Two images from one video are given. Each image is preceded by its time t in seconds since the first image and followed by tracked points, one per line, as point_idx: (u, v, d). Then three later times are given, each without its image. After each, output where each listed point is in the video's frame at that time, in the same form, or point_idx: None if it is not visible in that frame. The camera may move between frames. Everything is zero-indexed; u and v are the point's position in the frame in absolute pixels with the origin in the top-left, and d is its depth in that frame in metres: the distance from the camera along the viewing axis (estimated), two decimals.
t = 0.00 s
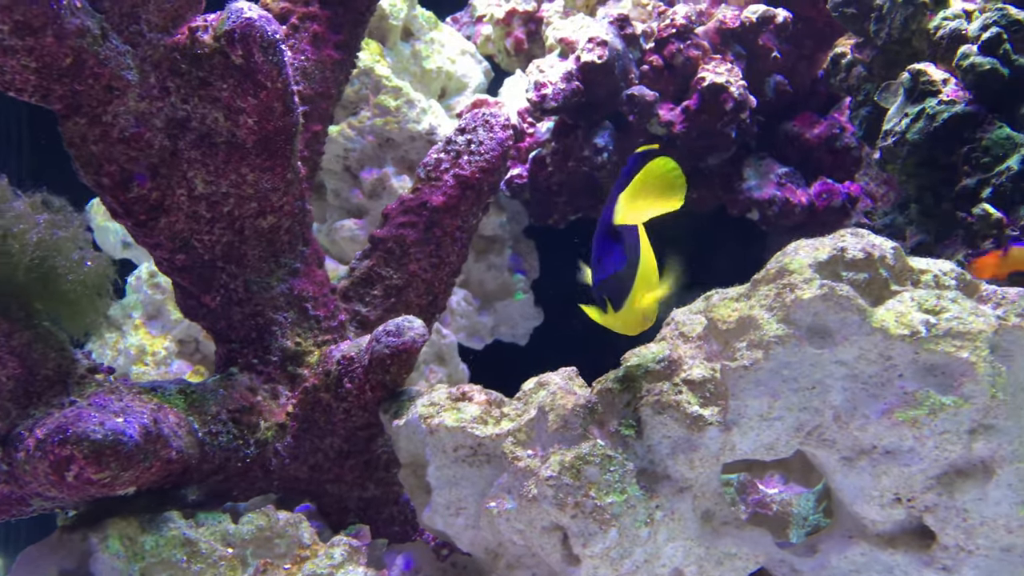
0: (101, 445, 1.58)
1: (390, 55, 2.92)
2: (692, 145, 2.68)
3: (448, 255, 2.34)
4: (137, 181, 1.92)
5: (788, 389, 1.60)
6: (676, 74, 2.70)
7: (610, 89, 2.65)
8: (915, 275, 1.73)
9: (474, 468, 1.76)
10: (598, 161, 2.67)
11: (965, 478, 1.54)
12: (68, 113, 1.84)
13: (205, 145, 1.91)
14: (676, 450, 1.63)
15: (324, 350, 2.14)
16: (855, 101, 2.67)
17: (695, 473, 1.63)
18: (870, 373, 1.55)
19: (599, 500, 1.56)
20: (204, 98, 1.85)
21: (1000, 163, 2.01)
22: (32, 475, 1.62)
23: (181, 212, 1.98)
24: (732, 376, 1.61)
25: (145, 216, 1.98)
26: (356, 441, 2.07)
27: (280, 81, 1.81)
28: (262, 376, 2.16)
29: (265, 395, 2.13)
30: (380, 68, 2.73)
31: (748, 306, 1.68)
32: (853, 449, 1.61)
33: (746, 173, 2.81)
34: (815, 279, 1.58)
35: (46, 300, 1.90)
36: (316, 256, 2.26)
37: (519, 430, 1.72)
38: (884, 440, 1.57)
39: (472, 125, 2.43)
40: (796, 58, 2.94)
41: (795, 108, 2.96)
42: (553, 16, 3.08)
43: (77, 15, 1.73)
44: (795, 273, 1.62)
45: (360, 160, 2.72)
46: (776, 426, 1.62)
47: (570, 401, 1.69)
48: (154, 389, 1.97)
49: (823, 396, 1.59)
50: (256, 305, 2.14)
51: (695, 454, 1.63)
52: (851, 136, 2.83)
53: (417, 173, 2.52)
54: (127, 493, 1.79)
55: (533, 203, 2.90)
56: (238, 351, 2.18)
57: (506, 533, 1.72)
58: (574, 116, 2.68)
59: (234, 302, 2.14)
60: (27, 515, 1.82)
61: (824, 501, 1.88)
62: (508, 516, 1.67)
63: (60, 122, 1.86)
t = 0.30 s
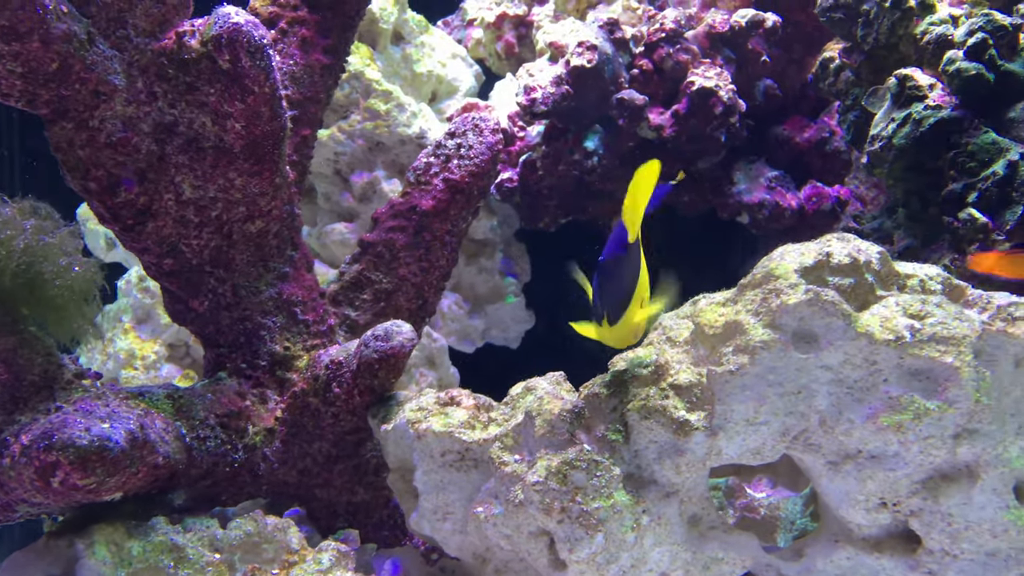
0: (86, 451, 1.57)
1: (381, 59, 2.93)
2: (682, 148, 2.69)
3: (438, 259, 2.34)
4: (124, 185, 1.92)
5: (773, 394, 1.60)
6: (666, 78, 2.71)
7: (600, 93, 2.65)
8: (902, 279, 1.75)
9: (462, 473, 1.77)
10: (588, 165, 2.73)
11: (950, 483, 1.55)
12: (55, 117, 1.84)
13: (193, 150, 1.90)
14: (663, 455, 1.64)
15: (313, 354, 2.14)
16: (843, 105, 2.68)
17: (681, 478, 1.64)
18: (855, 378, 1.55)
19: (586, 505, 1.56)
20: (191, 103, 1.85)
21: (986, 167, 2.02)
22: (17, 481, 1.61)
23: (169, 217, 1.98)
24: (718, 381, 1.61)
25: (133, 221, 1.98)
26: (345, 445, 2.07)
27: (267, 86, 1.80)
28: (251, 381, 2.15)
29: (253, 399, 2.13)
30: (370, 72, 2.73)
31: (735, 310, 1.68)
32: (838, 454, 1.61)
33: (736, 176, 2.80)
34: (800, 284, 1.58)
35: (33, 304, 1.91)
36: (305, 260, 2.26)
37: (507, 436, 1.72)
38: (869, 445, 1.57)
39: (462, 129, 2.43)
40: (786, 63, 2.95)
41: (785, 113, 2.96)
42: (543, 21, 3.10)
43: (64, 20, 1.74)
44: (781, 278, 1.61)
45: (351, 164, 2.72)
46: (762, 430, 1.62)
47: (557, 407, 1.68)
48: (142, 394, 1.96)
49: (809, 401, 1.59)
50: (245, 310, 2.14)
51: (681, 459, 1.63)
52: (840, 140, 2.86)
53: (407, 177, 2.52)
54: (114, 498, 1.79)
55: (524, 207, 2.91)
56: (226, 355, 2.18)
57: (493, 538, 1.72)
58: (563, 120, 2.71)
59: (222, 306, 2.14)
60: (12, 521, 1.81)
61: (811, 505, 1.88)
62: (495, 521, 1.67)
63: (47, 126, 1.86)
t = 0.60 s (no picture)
0: (72, 454, 1.57)
1: (372, 61, 2.93)
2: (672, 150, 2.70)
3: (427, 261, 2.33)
4: (111, 187, 1.92)
5: (759, 396, 1.60)
6: (656, 80, 2.72)
7: (590, 94, 2.66)
8: (888, 281, 1.75)
9: (449, 475, 1.77)
10: (579, 166, 2.69)
11: (935, 485, 1.56)
12: (41, 119, 1.83)
13: (181, 151, 1.90)
14: (649, 457, 1.64)
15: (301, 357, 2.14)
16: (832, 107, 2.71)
17: (668, 480, 1.64)
18: (841, 380, 1.55)
19: (572, 507, 1.56)
20: (178, 104, 1.84)
21: (972, 170, 2.03)
22: (2, 484, 1.60)
23: (156, 219, 1.97)
24: (704, 383, 1.61)
25: (120, 223, 1.97)
26: (334, 447, 2.06)
27: (255, 87, 1.79)
28: (239, 383, 2.15)
29: (241, 402, 2.13)
30: (361, 74, 2.73)
31: (721, 312, 1.67)
32: (825, 455, 1.62)
33: (726, 178, 2.82)
34: (786, 286, 1.58)
35: (17, 306, 1.94)
36: (294, 262, 2.26)
37: (495, 438, 1.71)
38: (854, 447, 1.57)
39: (452, 131, 2.43)
40: (776, 65, 2.96)
41: (777, 113, 2.97)
42: (534, 23, 3.11)
43: (50, 22, 1.73)
44: (767, 280, 1.61)
45: (341, 165, 2.72)
46: (748, 432, 1.63)
47: (543, 408, 1.67)
48: (128, 396, 1.96)
49: (795, 403, 1.59)
50: (233, 312, 2.14)
51: (667, 461, 1.63)
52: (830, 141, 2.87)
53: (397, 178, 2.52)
54: (100, 501, 1.78)
55: (514, 208, 2.92)
56: (214, 358, 2.17)
57: (480, 540, 1.72)
58: (554, 122, 2.71)
59: (210, 308, 2.13)
60: None
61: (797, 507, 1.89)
62: (482, 523, 1.68)
63: (33, 128, 1.85)
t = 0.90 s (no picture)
0: (55, 457, 1.56)
1: (361, 64, 2.95)
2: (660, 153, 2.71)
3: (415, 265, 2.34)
4: (97, 190, 1.92)
5: (741, 399, 1.61)
6: (644, 83, 2.73)
7: (578, 98, 2.67)
8: (870, 284, 1.77)
9: (434, 477, 1.78)
10: (567, 170, 2.70)
11: (914, 487, 1.57)
12: (27, 123, 1.83)
13: (167, 155, 1.90)
14: (632, 460, 1.65)
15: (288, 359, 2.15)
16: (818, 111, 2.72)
17: (650, 482, 1.66)
18: (822, 383, 1.56)
19: (555, 509, 1.57)
20: (164, 108, 1.85)
21: (954, 174, 2.04)
22: None
23: (143, 222, 1.97)
24: (686, 386, 1.62)
25: (106, 226, 1.97)
26: (320, 450, 2.06)
27: (240, 91, 1.80)
28: (225, 386, 2.17)
29: (228, 404, 2.13)
30: (350, 77, 2.74)
31: (705, 316, 1.68)
32: (806, 458, 1.63)
33: (714, 181, 2.82)
34: (768, 289, 1.58)
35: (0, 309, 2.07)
36: (281, 265, 2.26)
37: (478, 441, 1.73)
38: (835, 449, 1.58)
39: (440, 134, 2.44)
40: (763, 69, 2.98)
41: (765, 116, 2.99)
42: (523, 27, 3.12)
43: (35, 25, 1.73)
44: (749, 283, 1.62)
45: (330, 168, 2.73)
46: (730, 435, 1.64)
47: (526, 411, 1.68)
48: (114, 399, 1.96)
49: (776, 405, 1.60)
50: (220, 314, 2.15)
51: (650, 463, 1.65)
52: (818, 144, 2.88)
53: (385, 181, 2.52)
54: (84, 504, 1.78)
55: (503, 211, 2.93)
56: (201, 361, 2.18)
57: (464, 542, 1.73)
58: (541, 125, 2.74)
59: (197, 311, 2.14)
60: None
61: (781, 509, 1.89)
62: (466, 525, 1.69)
63: (18, 132, 1.86)
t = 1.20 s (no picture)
0: (47, 457, 1.56)
1: (355, 65, 2.96)
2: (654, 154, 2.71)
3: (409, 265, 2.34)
4: (90, 190, 1.91)
5: (732, 400, 1.61)
6: (639, 84, 2.73)
7: (572, 99, 2.68)
8: (862, 285, 1.77)
9: (427, 478, 1.78)
10: (561, 170, 2.78)
11: (905, 487, 1.58)
12: (20, 122, 1.82)
13: (160, 154, 1.90)
14: (624, 460, 1.67)
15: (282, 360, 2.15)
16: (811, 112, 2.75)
17: (641, 482, 1.67)
18: (813, 384, 1.57)
19: (547, 509, 1.59)
20: (158, 108, 1.85)
21: (946, 176, 2.07)
22: None
23: (135, 222, 1.96)
24: (678, 386, 1.62)
25: (99, 226, 1.96)
26: (314, 450, 2.06)
27: (232, 92, 1.81)
28: (218, 386, 2.17)
29: (221, 405, 2.13)
30: (344, 77, 2.74)
31: (697, 316, 1.69)
32: (797, 458, 1.63)
33: (708, 182, 2.83)
34: (759, 290, 1.58)
35: None
36: (275, 264, 2.26)
37: (471, 441, 1.73)
38: (826, 449, 1.59)
39: (434, 135, 2.44)
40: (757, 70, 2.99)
41: (759, 118, 2.99)
42: (517, 27, 3.13)
43: (28, 26, 1.72)
44: (740, 284, 1.62)
45: (324, 168, 2.74)
46: (721, 435, 1.64)
47: (519, 412, 1.68)
48: (108, 399, 1.96)
49: (767, 406, 1.61)
50: (213, 315, 2.14)
51: (641, 463, 1.66)
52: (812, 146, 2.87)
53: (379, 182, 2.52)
54: (77, 504, 1.77)
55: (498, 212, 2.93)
56: (194, 361, 2.19)
57: (456, 542, 1.74)
58: (536, 126, 2.74)
59: (191, 311, 2.14)
60: None
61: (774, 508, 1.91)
62: (458, 526, 1.69)
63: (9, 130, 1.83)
